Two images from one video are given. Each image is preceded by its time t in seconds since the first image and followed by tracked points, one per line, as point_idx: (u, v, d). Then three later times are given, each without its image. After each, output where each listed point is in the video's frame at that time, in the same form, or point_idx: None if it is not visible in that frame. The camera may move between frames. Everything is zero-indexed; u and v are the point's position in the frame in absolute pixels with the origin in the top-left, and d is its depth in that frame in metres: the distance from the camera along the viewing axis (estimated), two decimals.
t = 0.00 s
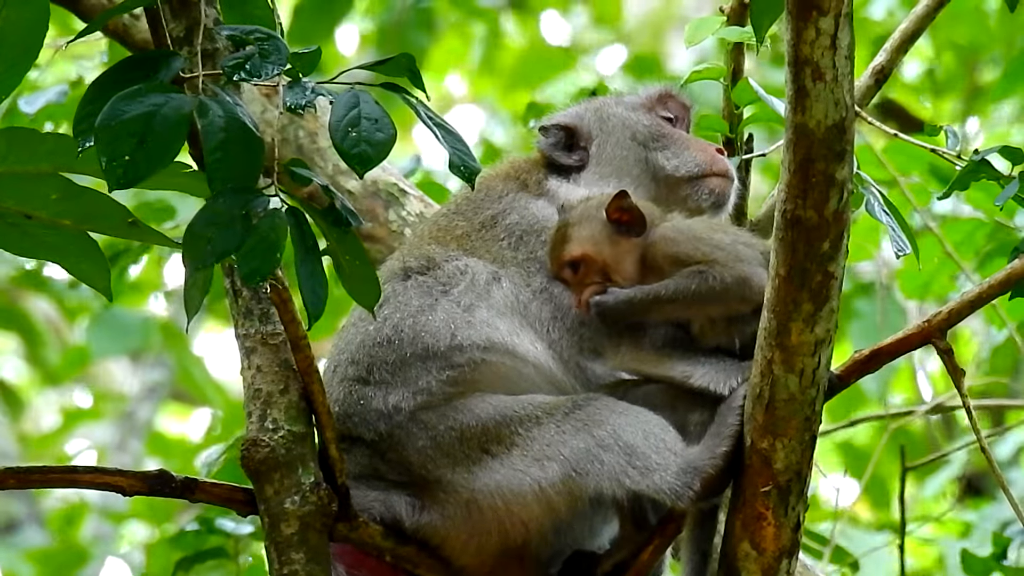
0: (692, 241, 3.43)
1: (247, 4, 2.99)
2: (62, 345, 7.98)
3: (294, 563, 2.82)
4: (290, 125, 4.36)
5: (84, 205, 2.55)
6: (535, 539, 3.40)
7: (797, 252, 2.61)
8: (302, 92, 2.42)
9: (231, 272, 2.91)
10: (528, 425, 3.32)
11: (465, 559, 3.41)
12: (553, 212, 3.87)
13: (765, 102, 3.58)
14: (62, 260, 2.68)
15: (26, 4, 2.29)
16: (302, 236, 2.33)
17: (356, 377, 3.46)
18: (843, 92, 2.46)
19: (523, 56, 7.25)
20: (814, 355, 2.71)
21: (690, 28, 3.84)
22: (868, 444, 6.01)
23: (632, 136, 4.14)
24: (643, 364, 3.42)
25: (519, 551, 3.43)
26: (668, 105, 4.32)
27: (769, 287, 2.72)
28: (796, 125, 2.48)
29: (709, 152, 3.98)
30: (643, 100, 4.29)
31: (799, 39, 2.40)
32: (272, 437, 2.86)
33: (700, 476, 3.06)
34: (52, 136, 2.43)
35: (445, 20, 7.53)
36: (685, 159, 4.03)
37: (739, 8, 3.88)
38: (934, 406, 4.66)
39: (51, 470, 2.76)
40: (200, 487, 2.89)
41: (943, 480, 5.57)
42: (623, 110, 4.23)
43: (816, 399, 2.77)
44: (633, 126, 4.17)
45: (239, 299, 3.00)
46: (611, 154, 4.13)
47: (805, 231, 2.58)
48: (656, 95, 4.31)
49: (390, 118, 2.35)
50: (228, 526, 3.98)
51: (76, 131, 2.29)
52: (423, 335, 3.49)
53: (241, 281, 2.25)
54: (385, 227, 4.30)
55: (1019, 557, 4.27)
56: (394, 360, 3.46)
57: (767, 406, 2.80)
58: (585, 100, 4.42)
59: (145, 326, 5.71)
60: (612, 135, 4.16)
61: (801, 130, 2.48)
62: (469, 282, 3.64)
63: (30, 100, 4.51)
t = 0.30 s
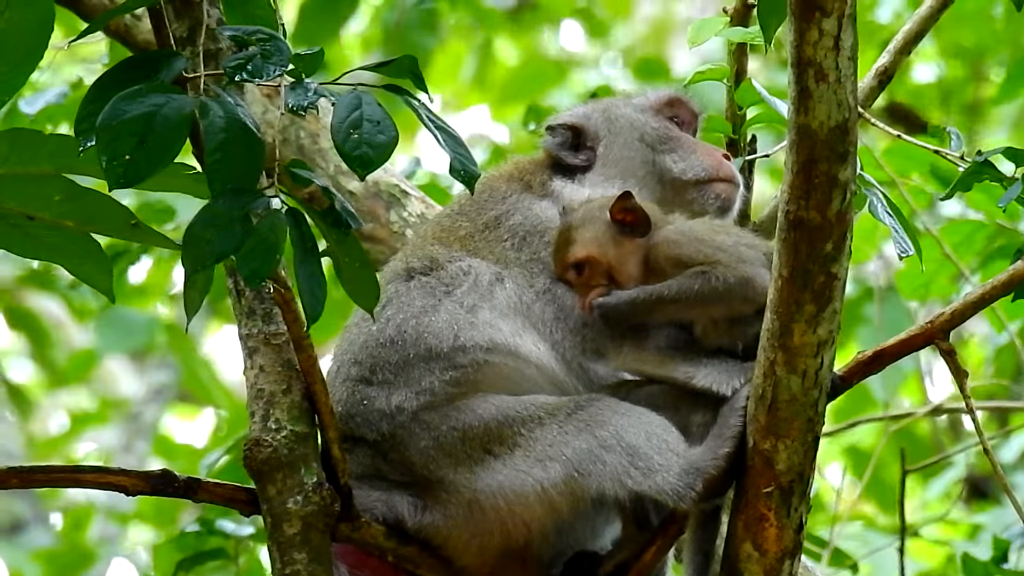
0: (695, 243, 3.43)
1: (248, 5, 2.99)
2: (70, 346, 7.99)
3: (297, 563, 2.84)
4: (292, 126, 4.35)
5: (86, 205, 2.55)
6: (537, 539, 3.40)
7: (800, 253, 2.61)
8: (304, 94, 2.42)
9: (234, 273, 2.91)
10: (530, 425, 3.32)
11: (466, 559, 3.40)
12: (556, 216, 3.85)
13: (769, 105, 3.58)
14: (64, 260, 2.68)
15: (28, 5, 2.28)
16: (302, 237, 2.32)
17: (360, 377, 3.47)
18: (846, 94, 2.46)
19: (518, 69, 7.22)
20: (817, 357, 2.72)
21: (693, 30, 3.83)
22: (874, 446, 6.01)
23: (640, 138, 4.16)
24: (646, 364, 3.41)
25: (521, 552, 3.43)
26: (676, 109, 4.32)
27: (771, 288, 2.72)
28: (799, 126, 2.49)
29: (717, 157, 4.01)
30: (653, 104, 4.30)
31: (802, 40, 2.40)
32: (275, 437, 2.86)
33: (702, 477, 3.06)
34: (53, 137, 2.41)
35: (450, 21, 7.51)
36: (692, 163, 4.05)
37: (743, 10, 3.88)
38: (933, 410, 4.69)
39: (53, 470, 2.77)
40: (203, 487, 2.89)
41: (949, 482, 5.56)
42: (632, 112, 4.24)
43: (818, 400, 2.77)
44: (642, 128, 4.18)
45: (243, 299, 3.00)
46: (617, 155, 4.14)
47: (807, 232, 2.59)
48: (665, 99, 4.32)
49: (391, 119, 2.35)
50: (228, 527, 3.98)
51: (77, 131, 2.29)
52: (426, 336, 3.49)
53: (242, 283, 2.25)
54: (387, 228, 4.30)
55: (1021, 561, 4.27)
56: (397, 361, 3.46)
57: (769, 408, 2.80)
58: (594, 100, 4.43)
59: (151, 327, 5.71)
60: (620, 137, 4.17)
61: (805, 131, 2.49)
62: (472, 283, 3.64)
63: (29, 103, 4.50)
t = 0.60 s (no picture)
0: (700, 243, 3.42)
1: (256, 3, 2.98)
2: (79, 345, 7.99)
3: (303, 561, 2.85)
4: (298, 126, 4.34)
5: (92, 206, 2.56)
6: (543, 538, 3.40)
7: (807, 252, 2.61)
8: (311, 92, 2.42)
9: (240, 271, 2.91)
10: (538, 424, 3.32)
11: (473, 558, 3.40)
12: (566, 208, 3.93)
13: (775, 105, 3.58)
14: (71, 260, 2.68)
15: (35, 4, 2.28)
16: (309, 236, 2.32)
17: (367, 376, 3.47)
18: (853, 93, 2.46)
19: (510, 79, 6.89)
20: (823, 356, 2.71)
21: (701, 29, 3.86)
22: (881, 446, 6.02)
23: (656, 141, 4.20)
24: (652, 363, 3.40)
25: (528, 550, 3.43)
26: (696, 115, 4.36)
27: (778, 288, 2.72)
28: (806, 126, 2.49)
29: (730, 168, 4.02)
30: (674, 107, 4.33)
31: (809, 39, 2.39)
32: (281, 437, 2.86)
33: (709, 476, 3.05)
34: (59, 138, 2.41)
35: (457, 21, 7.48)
36: (705, 172, 4.07)
37: (750, 9, 3.87)
38: (937, 411, 4.76)
39: (61, 468, 2.77)
40: (209, 486, 2.89)
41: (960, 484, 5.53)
42: (652, 115, 4.27)
43: (825, 399, 2.77)
44: (658, 132, 4.22)
45: (249, 297, 2.97)
46: (632, 155, 4.18)
47: (814, 232, 2.59)
48: (687, 104, 4.35)
49: (398, 117, 2.36)
50: (233, 528, 3.97)
51: (84, 130, 2.30)
52: (433, 335, 3.50)
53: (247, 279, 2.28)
54: (392, 228, 4.29)
55: None
56: (403, 360, 3.47)
57: (775, 407, 2.80)
58: (612, 98, 4.47)
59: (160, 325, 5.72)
60: (637, 138, 4.22)
61: (811, 130, 2.48)
62: (479, 281, 3.66)
63: (33, 105, 4.50)
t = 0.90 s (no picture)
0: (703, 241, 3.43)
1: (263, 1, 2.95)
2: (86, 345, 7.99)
3: (307, 560, 2.84)
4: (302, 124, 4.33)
5: (95, 206, 2.56)
6: (548, 537, 3.41)
7: (811, 251, 2.61)
8: (315, 88, 2.42)
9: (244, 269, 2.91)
10: (542, 423, 3.33)
11: (478, 555, 3.40)
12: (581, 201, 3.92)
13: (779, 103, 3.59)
14: (74, 261, 2.68)
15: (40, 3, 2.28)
16: (314, 232, 2.33)
17: (372, 375, 3.47)
18: (857, 92, 2.46)
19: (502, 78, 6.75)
20: (828, 355, 2.71)
21: (705, 27, 3.88)
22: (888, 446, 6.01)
23: (670, 146, 4.13)
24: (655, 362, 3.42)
25: (533, 548, 3.43)
26: (719, 121, 4.21)
27: (782, 286, 2.73)
28: (810, 124, 2.49)
29: (740, 184, 3.97)
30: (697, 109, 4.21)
31: (813, 38, 2.40)
32: (286, 434, 2.87)
33: (712, 474, 3.05)
34: (62, 137, 2.42)
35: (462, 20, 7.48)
36: (714, 185, 4.01)
37: (755, 8, 3.87)
38: (941, 412, 4.77)
39: (65, 466, 2.77)
40: (213, 484, 2.90)
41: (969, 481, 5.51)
42: (671, 118, 4.18)
43: (829, 398, 2.76)
44: (674, 136, 4.15)
45: (253, 296, 3.00)
46: (646, 156, 4.12)
47: (819, 230, 2.59)
48: (713, 108, 4.21)
49: (403, 113, 2.36)
50: (236, 528, 3.93)
51: (88, 128, 2.31)
52: (437, 334, 3.50)
53: (254, 273, 2.28)
54: (396, 227, 4.30)
55: None
56: (409, 359, 3.47)
57: (780, 406, 2.80)
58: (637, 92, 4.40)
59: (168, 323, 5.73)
60: (650, 140, 4.15)
61: (816, 129, 2.49)
62: (485, 278, 3.66)
63: (36, 106, 4.51)
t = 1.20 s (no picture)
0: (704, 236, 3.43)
1: None
2: (87, 343, 7.98)
3: (308, 558, 2.84)
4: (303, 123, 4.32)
5: (95, 206, 2.55)
6: (549, 535, 3.41)
7: (812, 249, 2.61)
8: (316, 86, 2.42)
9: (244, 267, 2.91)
10: (543, 421, 3.33)
11: (479, 554, 3.40)
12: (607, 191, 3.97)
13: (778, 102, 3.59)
14: (76, 262, 2.68)
15: None
16: (312, 229, 2.32)
17: (374, 373, 3.47)
18: (858, 90, 2.46)
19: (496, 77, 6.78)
20: (828, 354, 2.72)
21: (706, 25, 3.88)
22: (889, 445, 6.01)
23: (672, 148, 4.16)
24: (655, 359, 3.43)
25: (534, 546, 3.43)
26: (723, 123, 4.20)
27: (782, 285, 2.73)
28: (810, 122, 2.49)
29: (741, 189, 4.00)
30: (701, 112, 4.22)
31: (814, 36, 2.40)
32: (286, 433, 2.87)
33: (713, 473, 3.06)
34: (62, 136, 2.43)
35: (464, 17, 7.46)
36: (714, 190, 4.05)
37: (756, 6, 3.87)
38: (941, 412, 4.77)
39: (65, 464, 2.77)
40: (214, 482, 2.90)
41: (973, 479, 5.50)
42: (675, 120, 4.19)
43: (830, 397, 2.77)
44: (676, 139, 4.17)
45: (254, 294, 3.00)
46: (648, 158, 4.14)
47: (819, 228, 2.59)
48: (716, 109, 4.22)
49: (403, 111, 2.36)
50: (236, 527, 3.94)
51: (87, 125, 2.31)
52: (440, 331, 3.50)
53: (253, 272, 2.26)
54: (397, 226, 4.29)
55: None
56: (410, 357, 3.46)
57: (780, 405, 2.80)
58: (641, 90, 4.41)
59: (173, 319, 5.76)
60: (654, 140, 4.17)
61: (816, 127, 2.49)
62: (490, 276, 3.65)
63: (36, 104, 4.51)
